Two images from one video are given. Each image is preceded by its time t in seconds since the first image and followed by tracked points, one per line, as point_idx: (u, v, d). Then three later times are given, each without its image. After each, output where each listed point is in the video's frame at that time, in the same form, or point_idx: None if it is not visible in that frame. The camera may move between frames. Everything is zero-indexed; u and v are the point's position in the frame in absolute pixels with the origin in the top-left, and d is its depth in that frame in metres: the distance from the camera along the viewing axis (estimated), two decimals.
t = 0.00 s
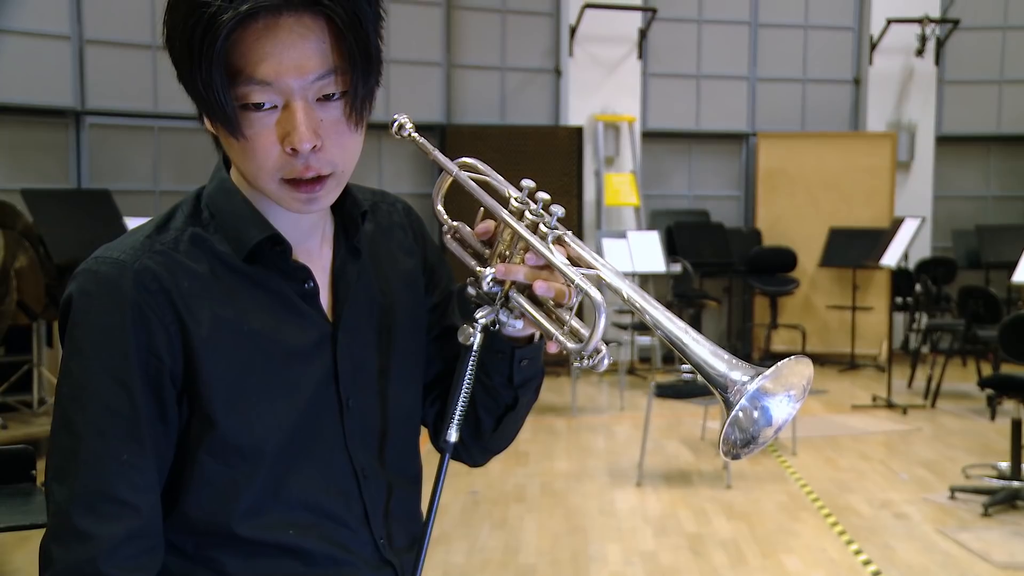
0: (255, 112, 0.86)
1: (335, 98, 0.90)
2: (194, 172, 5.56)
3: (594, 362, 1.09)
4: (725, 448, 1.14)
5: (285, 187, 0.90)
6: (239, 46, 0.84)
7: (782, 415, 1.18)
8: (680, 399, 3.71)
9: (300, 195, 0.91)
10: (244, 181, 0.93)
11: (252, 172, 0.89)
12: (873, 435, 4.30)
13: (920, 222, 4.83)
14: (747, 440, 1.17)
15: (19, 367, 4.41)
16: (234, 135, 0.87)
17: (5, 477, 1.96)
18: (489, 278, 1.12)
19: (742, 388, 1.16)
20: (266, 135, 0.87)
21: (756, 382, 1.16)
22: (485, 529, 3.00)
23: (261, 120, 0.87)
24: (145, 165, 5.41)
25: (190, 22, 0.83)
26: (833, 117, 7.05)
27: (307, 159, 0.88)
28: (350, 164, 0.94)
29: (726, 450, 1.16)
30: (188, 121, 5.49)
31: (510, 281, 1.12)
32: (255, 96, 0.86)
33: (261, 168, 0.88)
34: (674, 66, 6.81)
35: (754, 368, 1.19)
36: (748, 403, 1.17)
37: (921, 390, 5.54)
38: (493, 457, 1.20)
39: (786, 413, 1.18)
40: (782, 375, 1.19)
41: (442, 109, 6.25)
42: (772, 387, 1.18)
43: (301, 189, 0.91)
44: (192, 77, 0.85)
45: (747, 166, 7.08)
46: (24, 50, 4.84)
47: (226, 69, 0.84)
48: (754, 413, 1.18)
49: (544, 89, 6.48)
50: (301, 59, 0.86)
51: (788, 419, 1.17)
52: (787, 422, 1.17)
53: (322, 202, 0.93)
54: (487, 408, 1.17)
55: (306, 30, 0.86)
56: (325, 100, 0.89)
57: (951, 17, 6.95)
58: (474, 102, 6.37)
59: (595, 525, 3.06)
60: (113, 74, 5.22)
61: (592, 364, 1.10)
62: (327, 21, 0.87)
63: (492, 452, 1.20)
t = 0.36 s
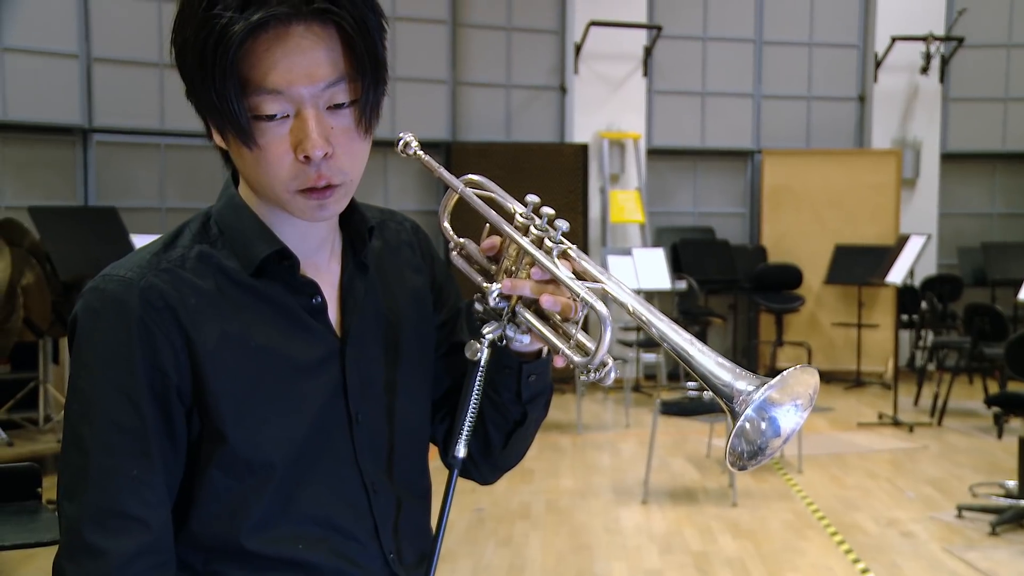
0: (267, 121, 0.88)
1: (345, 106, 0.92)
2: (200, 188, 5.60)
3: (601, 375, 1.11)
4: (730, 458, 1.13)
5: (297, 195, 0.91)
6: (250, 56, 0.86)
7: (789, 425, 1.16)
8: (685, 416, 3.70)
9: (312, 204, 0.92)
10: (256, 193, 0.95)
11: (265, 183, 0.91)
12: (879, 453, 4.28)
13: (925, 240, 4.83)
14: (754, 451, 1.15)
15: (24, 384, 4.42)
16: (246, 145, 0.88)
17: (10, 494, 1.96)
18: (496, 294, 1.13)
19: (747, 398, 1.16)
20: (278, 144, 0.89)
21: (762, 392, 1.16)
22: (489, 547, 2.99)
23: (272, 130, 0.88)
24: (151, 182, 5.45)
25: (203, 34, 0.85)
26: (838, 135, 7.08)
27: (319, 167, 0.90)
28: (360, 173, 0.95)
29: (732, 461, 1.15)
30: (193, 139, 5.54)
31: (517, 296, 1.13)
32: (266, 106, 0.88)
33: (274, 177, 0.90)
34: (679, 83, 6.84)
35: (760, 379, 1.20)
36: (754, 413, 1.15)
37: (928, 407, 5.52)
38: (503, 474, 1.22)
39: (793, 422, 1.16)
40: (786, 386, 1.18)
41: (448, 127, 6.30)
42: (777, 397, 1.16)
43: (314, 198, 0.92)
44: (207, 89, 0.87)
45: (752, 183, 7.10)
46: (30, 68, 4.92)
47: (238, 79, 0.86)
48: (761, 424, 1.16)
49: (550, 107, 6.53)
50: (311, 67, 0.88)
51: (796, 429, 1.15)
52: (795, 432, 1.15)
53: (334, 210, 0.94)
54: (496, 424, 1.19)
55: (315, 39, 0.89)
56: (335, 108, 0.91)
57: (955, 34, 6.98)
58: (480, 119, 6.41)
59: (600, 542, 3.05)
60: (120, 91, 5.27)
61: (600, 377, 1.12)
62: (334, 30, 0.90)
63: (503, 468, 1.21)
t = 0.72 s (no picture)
0: (276, 134, 0.90)
1: (351, 117, 0.94)
2: (209, 203, 5.65)
3: (612, 387, 1.12)
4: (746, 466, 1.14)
5: (306, 207, 0.93)
6: (258, 70, 0.88)
7: (801, 434, 1.19)
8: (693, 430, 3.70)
9: (321, 214, 0.95)
10: (264, 205, 0.97)
11: (274, 195, 0.93)
12: (889, 468, 4.26)
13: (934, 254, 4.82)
14: (767, 462, 1.18)
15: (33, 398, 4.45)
16: (256, 158, 0.91)
17: (16, 507, 1.94)
18: (506, 308, 1.14)
19: (759, 409, 1.17)
20: (286, 157, 0.91)
21: (774, 402, 1.17)
22: (497, 561, 2.99)
23: (281, 142, 0.91)
24: (161, 196, 5.50)
25: (212, 48, 0.87)
26: (846, 149, 7.10)
27: (328, 177, 0.92)
28: (368, 183, 0.98)
29: (746, 472, 1.17)
30: (202, 153, 5.59)
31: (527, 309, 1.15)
32: (275, 119, 0.90)
33: (284, 188, 0.92)
34: (686, 98, 6.86)
35: (771, 389, 1.21)
36: (766, 424, 1.18)
37: (937, 422, 5.49)
38: (516, 486, 1.24)
39: (805, 432, 1.19)
40: (797, 396, 1.20)
41: (456, 142, 6.34)
42: (789, 408, 1.19)
43: (322, 208, 0.94)
44: (216, 103, 0.89)
45: (759, 197, 7.11)
46: (42, 83, 4.98)
47: (247, 93, 0.89)
48: (773, 435, 1.19)
49: (557, 121, 6.58)
50: (317, 79, 0.90)
51: (808, 437, 1.18)
52: (806, 441, 1.18)
53: (342, 220, 0.96)
54: (508, 437, 1.20)
55: (320, 52, 0.91)
56: (341, 120, 0.93)
57: (962, 49, 6.99)
58: (488, 133, 6.45)
59: (608, 557, 3.04)
60: (131, 106, 5.33)
61: (610, 389, 1.13)
62: (339, 43, 0.92)
63: (515, 480, 1.23)
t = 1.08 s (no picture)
0: (285, 127, 0.92)
1: (361, 112, 0.96)
2: (222, 206, 5.69)
3: (628, 390, 1.13)
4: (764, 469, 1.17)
5: (315, 200, 0.95)
6: (269, 63, 0.90)
7: (820, 434, 1.21)
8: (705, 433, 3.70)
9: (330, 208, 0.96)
10: (274, 200, 0.98)
11: (285, 188, 0.94)
12: (902, 470, 4.24)
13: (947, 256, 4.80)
14: (784, 462, 1.20)
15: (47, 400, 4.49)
16: (266, 151, 0.92)
17: (30, 506, 1.94)
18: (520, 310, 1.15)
19: (776, 408, 1.19)
20: (297, 150, 0.92)
21: (790, 401, 1.19)
22: (509, 563, 3.00)
23: (290, 135, 0.92)
24: (173, 199, 5.55)
25: (224, 43, 0.89)
26: (859, 151, 7.07)
27: (338, 169, 0.93)
28: (376, 178, 0.99)
29: (765, 472, 1.19)
30: (214, 156, 5.63)
31: (541, 312, 1.16)
32: (285, 112, 0.91)
33: (294, 181, 0.94)
34: (699, 100, 6.86)
35: (788, 388, 1.22)
36: (783, 424, 1.20)
37: (950, 425, 5.46)
38: (533, 490, 1.25)
39: (824, 430, 1.21)
40: (815, 394, 1.22)
41: (468, 144, 6.35)
42: (806, 407, 1.22)
43: (332, 201, 0.95)
44: (228, 97, 0.91)
45: (772, 199, 7.10)
46: (56, 87, 5.04)
47: (258, 86, 0.90)
48: (792, 435, 1.21)
49: (568, 123, 6.59)
50: (328, 73, 0.92)
51: (827, 437, 1.20)
52: (825, 439, 1.21)
53: (351, 214, 0.98)
54: (524, 441, 1.21)
55: (331, 46, 0.93)
56: (351, 114, 0.95)
57: (977, 50, 6.95)
58: (499, 136, 6.47)
59: (620, 559, 3.04)
60: (144, 110, 5.37)
61: (626, 391, 1.14)
62: (347, 38, 0.94)
63: (532, 484, 1.24)
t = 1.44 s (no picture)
0: (328, 127, 0.93)
1: (394, 112, 0.99)
2: (231, 214, 5.73)
3: (653, 404, 1.14)
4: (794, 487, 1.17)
5: (354, 197, 0.97)
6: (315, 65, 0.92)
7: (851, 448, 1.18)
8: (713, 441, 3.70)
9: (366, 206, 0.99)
10: (303, 200, 0.99)
11: (323, 188, 0.96)
12: (911, 479, 4.22)
13: (956, 264, 4.79)
14: (815, 478, 1.20)
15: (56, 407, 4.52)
16: (308, 151, 0.94)
17: (35, 516, 1.90)
18: (543, 324, 1.17)
19: (807, 423, 1.18)
20: (338, 149, 0.94)
21: (822, 416, 1.17)
22: (516, 570, 3.00)
23: (332, 135, 0.94)
24: (182, 207, 5.59)
25: (270, 44, 0.90)
26: (867, 159, 7.07)
27: (382, 167, 0.96)
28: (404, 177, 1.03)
29: (795, 489, 1.19)
30: (224, 164, 5.68)
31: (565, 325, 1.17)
32: (332, 112, 0.93)
33: (337, 180, 0.95)
34: (707, 108, 6.87)
35: (818, 403, 1.20)
36: (814, 440, 1.18)
37: (959, 433, 5.43)
38: (550, 502, 1.26)
39: (854, 443, 1.19)
40: (844, 409, 1.20)
41: (475, 152, 6.38)
42: (837, 421, 1.19)
43: (371, 198, 0.98)
44: (272, 97, 0.92)
45: (780, 207, 7.10)
46: (66, 95, 5.10)
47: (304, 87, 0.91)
48: (822, 449, 1.19)
49: (576, 131, 6.61)
50: (372, 74, 0.95)
51: (858, 452, 1.18)
52: (857, 451, 1.18)
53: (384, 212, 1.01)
54: (543, 454, 1.23)
55: (372, 47, 0.96)
56: (388, 113, 0.98)
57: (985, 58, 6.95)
58: (507, 144, 6.50)
59: (628, 567, 3.04)
60: (154, 118, 5.42)
61: (652, 405, 1.15)
62: (380, 42, 0.97)
63: (549, 497, 1.26)
